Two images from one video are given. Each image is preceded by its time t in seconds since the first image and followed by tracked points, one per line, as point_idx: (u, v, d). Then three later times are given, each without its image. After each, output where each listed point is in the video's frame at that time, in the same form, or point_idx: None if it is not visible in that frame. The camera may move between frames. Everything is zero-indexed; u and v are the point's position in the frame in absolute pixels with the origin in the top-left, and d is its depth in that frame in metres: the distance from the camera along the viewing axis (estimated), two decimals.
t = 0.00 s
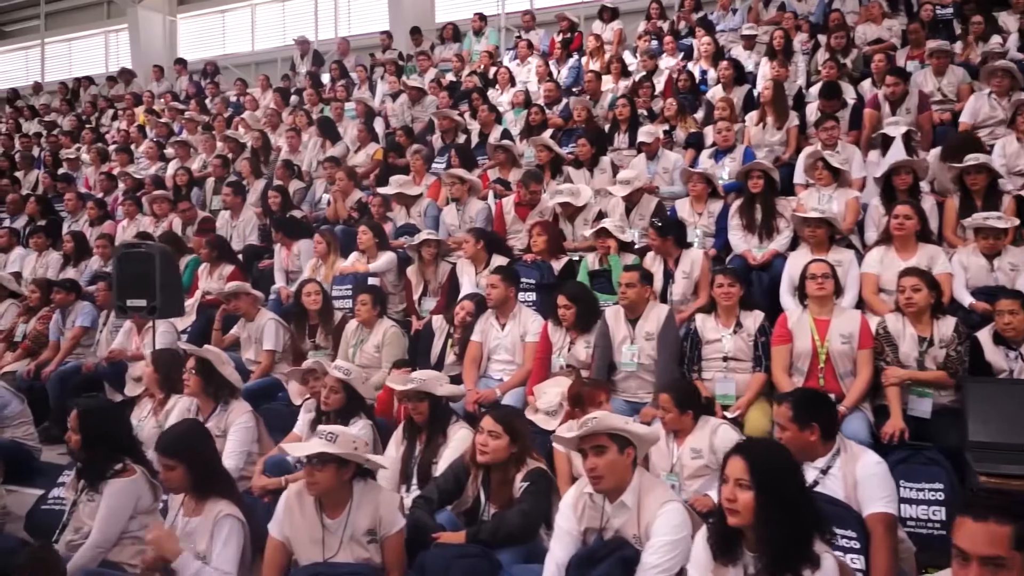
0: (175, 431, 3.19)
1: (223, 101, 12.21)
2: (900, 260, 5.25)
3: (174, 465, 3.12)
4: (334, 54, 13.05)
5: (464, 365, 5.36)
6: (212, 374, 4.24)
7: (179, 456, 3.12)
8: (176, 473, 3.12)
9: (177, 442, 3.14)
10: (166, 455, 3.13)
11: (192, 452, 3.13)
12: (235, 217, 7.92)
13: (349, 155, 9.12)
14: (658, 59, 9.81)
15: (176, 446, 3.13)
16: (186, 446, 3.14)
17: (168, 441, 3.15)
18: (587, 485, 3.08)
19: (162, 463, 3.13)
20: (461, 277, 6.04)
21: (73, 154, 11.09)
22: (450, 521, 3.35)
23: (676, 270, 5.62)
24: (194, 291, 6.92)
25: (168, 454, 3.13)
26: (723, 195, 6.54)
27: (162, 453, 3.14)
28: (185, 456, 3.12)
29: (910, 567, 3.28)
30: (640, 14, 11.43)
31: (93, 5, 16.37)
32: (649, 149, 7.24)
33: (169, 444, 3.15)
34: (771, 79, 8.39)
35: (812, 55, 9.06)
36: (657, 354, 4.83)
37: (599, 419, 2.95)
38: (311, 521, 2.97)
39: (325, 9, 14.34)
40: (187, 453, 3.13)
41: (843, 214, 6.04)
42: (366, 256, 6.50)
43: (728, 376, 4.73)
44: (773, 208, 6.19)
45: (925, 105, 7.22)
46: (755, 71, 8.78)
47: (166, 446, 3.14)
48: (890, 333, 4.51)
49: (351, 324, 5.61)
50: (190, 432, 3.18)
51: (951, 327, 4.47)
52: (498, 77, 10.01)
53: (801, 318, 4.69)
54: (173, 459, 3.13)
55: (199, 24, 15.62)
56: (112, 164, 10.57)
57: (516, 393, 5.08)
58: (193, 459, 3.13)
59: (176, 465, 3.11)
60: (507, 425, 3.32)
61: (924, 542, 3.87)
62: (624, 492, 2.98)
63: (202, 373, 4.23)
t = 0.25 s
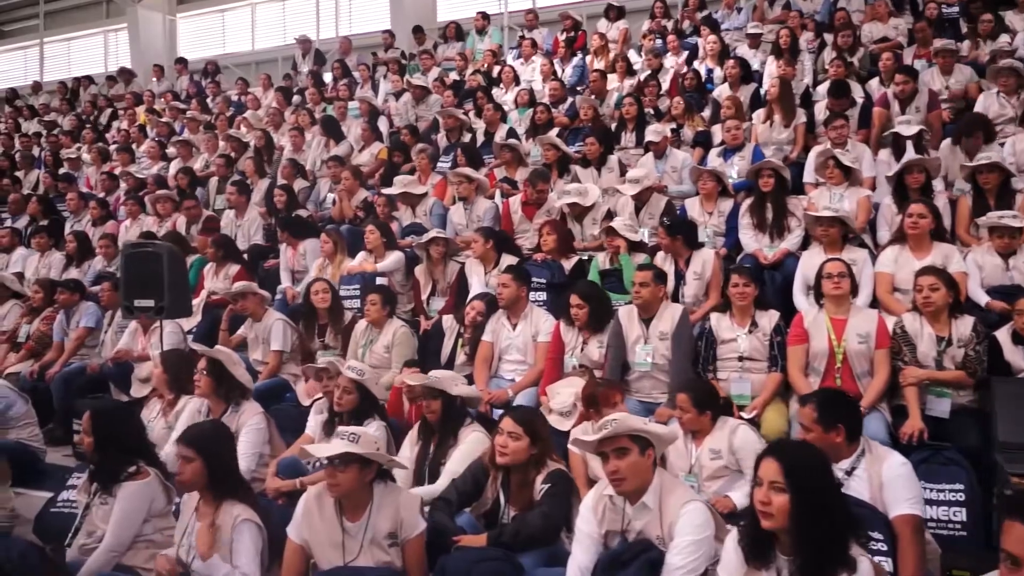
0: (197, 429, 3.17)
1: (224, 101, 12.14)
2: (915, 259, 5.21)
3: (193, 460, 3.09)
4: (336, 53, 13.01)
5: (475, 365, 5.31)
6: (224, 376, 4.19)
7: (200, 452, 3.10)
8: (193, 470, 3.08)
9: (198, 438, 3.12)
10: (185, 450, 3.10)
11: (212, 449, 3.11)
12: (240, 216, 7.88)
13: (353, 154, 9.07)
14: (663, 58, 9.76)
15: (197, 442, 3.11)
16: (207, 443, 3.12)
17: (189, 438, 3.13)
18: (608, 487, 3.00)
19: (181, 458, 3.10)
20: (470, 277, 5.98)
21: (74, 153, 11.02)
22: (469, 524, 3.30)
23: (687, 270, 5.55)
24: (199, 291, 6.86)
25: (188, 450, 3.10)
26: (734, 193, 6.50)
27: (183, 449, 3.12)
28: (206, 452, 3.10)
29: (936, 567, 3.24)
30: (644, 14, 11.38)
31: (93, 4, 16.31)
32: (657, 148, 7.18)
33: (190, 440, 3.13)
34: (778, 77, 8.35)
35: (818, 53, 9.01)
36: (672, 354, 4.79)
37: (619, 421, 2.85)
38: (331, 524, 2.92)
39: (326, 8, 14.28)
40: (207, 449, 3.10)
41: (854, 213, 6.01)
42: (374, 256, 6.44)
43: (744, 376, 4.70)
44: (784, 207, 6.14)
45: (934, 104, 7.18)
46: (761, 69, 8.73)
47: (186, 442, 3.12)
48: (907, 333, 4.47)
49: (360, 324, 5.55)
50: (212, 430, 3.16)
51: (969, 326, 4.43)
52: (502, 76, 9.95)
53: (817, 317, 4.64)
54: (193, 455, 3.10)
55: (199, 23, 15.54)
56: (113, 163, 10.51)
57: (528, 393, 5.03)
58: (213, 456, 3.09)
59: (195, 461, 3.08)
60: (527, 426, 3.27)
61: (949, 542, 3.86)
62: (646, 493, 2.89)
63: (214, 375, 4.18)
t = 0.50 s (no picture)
0: (220, 427, 3.12)
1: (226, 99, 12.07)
2: (932, 256, 5.14)
3: (216, 456, 3.02)
4: (338, 51, 12.94)
5: (487, 363, 5.25)
6: (237, 375, 4.12)
7: (223, 448, 3.04)
8: (214, 466, 3.00)
9: (221, 436, 3.07)
10: (208, 447, 3.04)
11: (235, 447, 3.06)
12: (245, 214, 7.82)
13: (357, 152, 8.99)
14: (669, 55, 9.70)
15: (221, 439, 3.06)
16: (230, 441, 3.07)
17: (212, 435, 3.08)
18: (633, 488, 2.92)
19: (202, 454, 3.03)
20: (480, 275, 5.91)
21: (75, 151, 10.95)
22: (491, 525, 3.25)
23: (699, 269, 5.47)
24: (205, 290, 6.79)
25: (211, 446, 3.04)
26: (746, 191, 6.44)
27: (204, 445, 3.06)
28: (228, 449, 3.04)
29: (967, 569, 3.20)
30: (649, 11, 11.32)
31: (93, 2, 16.23)
32: (666, 145, 7.11)
33: (212, 437, 3.07)
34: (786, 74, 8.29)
35: (826, 50, 8.95)
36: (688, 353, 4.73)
37: (647, 423, 2.77)
38: (353, 526, 2.85)
39: (327, 6, 14.20)
40: (230, 447, 3.05)
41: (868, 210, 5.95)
42: (382, 254, 6.37)
43: (761, 375, 4.64)
44: (797, 205, 6.08)
45: (946, 100, 7.13)
46: (769, 66, 8.67)
47: (209, 438, 3.06)
48: (928, 331, 4.42)
49: (370, 323, 5.48)
50: (234, 429, 3.11)
51: (991, 324, 4.36)
52: (507, 74, 9.89)
53: (836, 315, 4.56)
54: (215, 451, 3.04)
55: (199, 22, 15.46)
56: (115, 162, 10.43)
57: (541, 391, 4.96)
58: (235, 455, 3.04)
59: (217, 457, 3.01)
60: (549, 425, 3.22)
61: (977, 543, 3.78)
62: (673, 493, 2.82)
63: (227, 375, 4.12)
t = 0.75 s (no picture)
0: (234, 431, 3.04)
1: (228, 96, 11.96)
2: (952, 254, 5.06)
3: (230, 463, 2.93)
4: (341, 48, 12.84)
5: (500, 363, 5.16)
6: (249, 376, 4.04)
7: (236, 454, 2.95)
8: (228, 473, 2.91)
9: (235, 441, 2.99)
10: (221, 452, 2.96)
11: (249, 453, 2.97)
12: (251, 212, 7.75)
13: (363, 149, 8.89)
14: (677, 52, 9.59)
15: (234, 444, 2.97)
16: (245, 446, 2.98)
17: (226, 440, 2.99)
18: (664, 492, 2.85)
19: (215, 460, 2.95)
20: (491, 274, 5.83)
21: (77, 149, 10.85)
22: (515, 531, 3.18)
23: (715, 267, 5.39)
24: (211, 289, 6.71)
25: (224, 451, 2.96)
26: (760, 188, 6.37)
27: (217, 451, 2.97)
28: (243, 455, 2.96)
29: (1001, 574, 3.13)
30: (655, 8, 11.21)
31: None
32: (677, 142, 7.03)
33: (226, 442, 2.99)
34: (797, 71, 8.19)
35: (837, 47, 8.86)
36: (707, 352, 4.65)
37: (686, 425, 2.70)
38: (374, 531, 2.76)
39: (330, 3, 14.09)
40: (245, 452, 2.96)
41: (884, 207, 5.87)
42: (391, 252, 6.28)
43: (781, 375, 4.56)
44: (812, 202, 6.00)
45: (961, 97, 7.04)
46: (779, 63, 8.58)
47: (223, 444, 2.97)
48: (953, 330, 4.33)
49: (381, 322, 5.40)
50: (246, 434, 3.02)
51: (1017, 323, 4.27)
52: (512, 70, 9.79)
53: (858, 314, 4.49)
54: (229, 457, 2.95)
55: (200, 19, 15.36)
56: (117, 159, 10.34)
57: (556, 392, 4.88)
58: (250, 460, 2.95)
59: (230, 464, 2.92)
60: (573, 427, 3.15)
61: (1010, 547, 3.61)
62: (707, 499, 2.74)
63: (239, 375, 4.04)
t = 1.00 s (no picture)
0: (243, 438, 2.95)
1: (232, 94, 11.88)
2: (974, 254, 4.98)
3: (238, 474, 2.85)
4: (345, 47, 12.75)
5: (515, 364, 5.08)
6: (263, 379, 3.95)
7: (244, 465, 2.87)
8: (236, 485, 2.84)
9: (243, 449, 2.90)
10: (229, 463, 2.88)
11: (258, 461, 2.88)
12: (257, 211, 7.66)
13: (369, 147, 8.80)
14: (686, 51, 9.51)
15: (240, 454, 2.89)
16: (254, 455, 2.89)
17: (234, 449, 2.90)
18: (697, 499, 2.79)
19: (224, 471, 2.87)
20: (504, 273, 5.74)
21: (80, 147, 10.77)
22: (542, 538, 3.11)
23: (733, 266, 5.33)
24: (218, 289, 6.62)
25: (232, 462, 2.88)
26: (774, 186, 6.28)
27: (226, 461, 2.89)
28: (251, 465, 2.87)
29: None
30: (663, 6, 11.12)
31: None
32: (690, 140, 6.94)
33: (233, 451, 2.90)
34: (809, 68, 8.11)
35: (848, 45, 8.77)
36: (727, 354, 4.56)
37: (722, 431, 2.65)
38: (399, 539, 2.67)
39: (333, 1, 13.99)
40: (253, 461, 2.87)
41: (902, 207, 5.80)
42: (401, 252, 6.19)
43: (803, 377, 4.49)
44: (828, 202, 5.93)
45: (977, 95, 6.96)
46: (790, 61, 8.50)
47: (230, 454, 2.89)
48: (979, 332, 4.26)
49: (393, 322, 5.31)
50: (255, 441, 2.93)
51: None
52: (520, 69, 9.70)
53: (882, 315, 4.42)
54: (237, 468, 2.87)
55: (202, 17, 15.27)
56: (121, 158, 10.25)
57: (573, 394, 4.80)
58: (258, 470, 2.87)
59: (238, 475, 2.84)
60: (600, 432, 3.07)
61: None
62: (742, 506, 2.69)
63: (252, 377, 3.95)
